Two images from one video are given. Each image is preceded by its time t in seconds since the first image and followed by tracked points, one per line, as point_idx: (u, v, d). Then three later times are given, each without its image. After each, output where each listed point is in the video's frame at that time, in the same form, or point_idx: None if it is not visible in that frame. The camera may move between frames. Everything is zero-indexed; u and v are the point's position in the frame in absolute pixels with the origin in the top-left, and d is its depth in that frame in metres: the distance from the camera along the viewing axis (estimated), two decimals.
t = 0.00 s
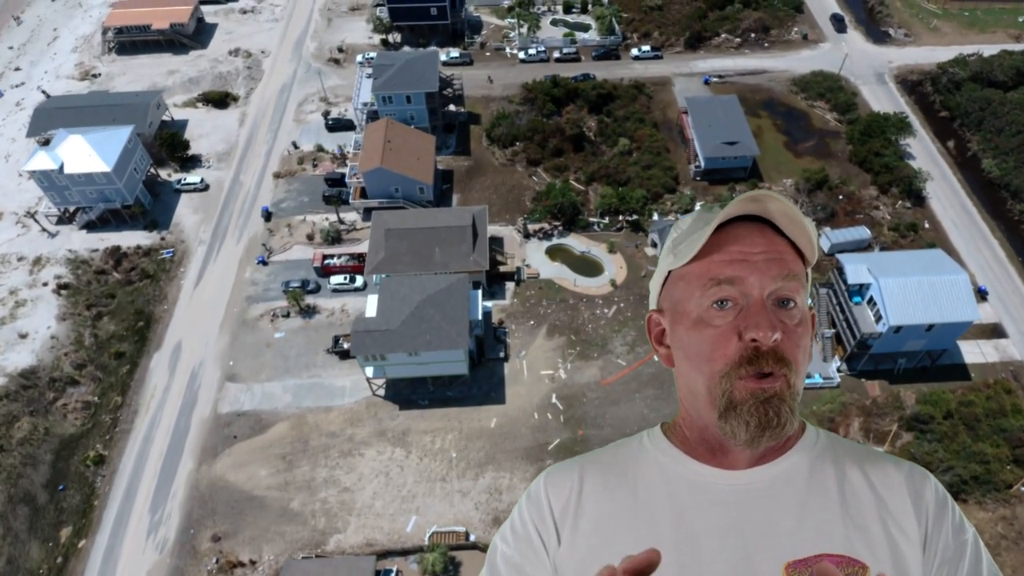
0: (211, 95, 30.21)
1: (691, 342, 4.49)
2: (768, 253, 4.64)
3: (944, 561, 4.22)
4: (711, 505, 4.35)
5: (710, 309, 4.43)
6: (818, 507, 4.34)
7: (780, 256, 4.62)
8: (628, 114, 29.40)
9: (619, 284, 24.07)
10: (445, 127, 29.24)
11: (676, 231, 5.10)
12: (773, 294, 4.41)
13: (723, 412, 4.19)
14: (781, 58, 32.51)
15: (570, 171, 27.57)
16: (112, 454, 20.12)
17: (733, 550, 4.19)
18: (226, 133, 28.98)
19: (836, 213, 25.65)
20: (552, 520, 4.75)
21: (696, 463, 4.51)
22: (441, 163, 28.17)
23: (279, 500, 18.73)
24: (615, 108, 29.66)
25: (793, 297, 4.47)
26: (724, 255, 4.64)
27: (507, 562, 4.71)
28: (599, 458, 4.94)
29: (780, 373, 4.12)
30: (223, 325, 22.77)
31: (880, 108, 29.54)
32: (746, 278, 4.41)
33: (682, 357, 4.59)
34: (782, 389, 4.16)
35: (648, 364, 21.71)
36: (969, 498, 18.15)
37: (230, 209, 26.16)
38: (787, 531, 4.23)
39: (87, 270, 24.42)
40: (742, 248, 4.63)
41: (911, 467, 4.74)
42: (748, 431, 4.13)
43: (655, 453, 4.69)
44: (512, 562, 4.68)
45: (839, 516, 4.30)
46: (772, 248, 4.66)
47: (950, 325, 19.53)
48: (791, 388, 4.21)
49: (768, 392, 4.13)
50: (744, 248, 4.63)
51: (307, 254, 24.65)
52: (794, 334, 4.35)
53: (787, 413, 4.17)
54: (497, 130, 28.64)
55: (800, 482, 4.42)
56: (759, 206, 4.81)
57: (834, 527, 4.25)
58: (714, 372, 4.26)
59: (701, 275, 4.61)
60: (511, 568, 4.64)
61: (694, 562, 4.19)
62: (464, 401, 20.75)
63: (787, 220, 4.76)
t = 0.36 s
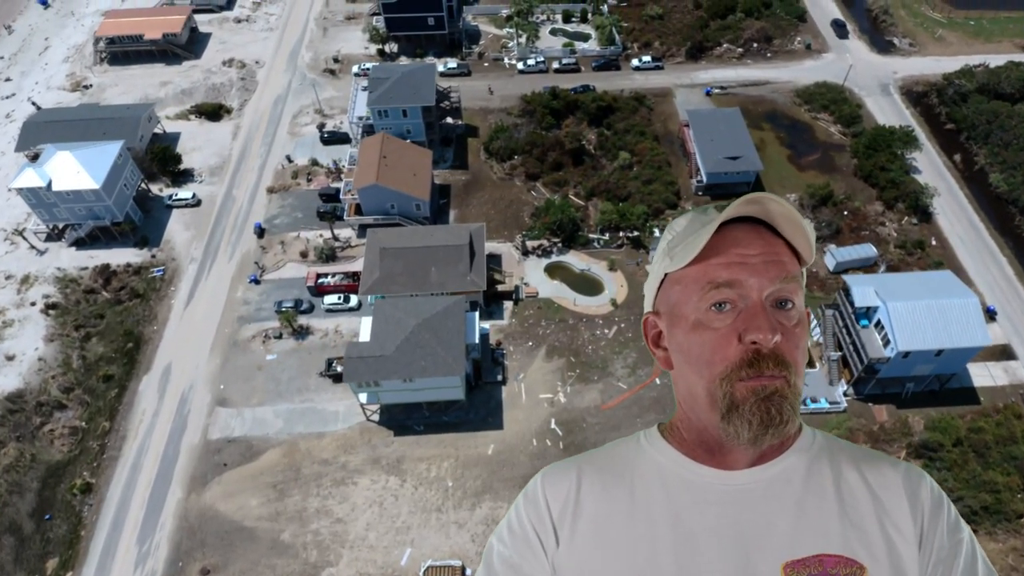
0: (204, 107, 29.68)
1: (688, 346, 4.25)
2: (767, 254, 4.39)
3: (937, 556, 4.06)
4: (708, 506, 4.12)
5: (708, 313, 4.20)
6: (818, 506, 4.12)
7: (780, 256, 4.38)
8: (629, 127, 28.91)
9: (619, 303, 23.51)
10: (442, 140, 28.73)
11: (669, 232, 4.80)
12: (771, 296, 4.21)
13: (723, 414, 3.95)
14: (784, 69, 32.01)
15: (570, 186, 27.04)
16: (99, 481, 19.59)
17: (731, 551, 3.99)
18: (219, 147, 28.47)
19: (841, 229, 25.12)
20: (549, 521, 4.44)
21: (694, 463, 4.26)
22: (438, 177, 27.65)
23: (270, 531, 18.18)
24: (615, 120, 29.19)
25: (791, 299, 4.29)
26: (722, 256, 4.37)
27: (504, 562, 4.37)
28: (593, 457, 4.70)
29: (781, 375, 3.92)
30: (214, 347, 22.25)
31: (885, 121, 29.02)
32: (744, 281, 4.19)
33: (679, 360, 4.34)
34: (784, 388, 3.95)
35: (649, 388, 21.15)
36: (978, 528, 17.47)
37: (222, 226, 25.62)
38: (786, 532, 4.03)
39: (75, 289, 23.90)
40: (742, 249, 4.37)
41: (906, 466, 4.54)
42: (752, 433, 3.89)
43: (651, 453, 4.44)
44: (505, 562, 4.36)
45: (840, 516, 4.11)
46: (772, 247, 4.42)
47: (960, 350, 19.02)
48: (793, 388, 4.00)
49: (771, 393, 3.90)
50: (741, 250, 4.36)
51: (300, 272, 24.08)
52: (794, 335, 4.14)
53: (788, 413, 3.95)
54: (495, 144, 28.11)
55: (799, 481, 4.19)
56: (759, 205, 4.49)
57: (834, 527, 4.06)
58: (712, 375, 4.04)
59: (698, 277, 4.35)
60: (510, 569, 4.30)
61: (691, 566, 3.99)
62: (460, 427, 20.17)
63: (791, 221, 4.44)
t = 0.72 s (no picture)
0: (197, 120, 29.15)
1: (677, 346, 4.44)
2: (755, 253, 4.56)
3: (927, 553, 4.28)
4: (703, 506, 4.33)
5: (696, 314, 4.39)
6: (811, 508, 4.32)
7: (767, 257, 4.55)
8: (629, 141, 28.41)
9: (620, 324, 22.88)
10: (439, 154, 28.17)
11: (661, 232, 4.99)
12: (758, 297, 4.37)
13: (710, 416, 4.14)
14: (787, 80, 31.47)
15: (569, 202, 26.50)
16: (86, 511, 19.05)
17: (728, 551, 4.19)
18: (211, 161, 27.92)
19: (846, 246, 24.56)
20: (552, 523, 4.64)
21: (688, 464, 4.46)
22: (435, 193, 27.10)
23: (260, 566, 17.61)
24: (616, 134, 28.67)
25: (780, 298, 4.42)
26: (710, 257, 4.56)
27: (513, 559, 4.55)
28: (592, 460, 4.91)
29: (766, 377, 4.09)
30: (204, 371, 21.69)
31: (890, 135, 28.47)
32: (730, 281, 4.38)
33: (670, 360, 4.53)
34: (770, 392, 4.11)
35: (651, 413, 20.58)
36: (991, 562, 16.97)
37: (214, 244, 25.05)
38: (778, 532, 4.22)
39: (64, 309, 23.36)
40: (729, 250, 4.56)
41: (895, 463, 4.77)
42: (735, 435, 4.08)
43: (647, 454, 4.65)
44: (508, 558, 4.56)
45: (831, 516, 4.30)
46: (762, 248, 4.60)
47: (970, 377, 18.51)
48: (778, 390, 4.17)
49: (753, 397, 4.08)
50: (728, 252, 4.55)
51: (293, 291, 23.49)
52: (780, 335, 4.30)
53: (774, 414, 4.12)
54: (493, 158, 27.56)
55: (792, 482, 4.40)
56: (746, 206, 4.69)
57: (826, 526, 4.25)
58: (700, 377, 4.22)
59: (687, 278, 4.55)
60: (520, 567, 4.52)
61: (690, 565, 4.18)
62: (457, 454, 19.57)
63: (776, 219, 4.62)
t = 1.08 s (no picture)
0: (190, 132, 28.68)
1: (671, 354, 4.08)
2: (753, 263, 4.11)
3: (926, 556, 4.00)
4: (701, 508, 3.97)
5: (691, 326, 4.02)
6: (811, 508, 3.99)
7: (766, 267, 4.10)
8: (630, 153, 27.97)
9: (620, 343, 22.38)
10: (436, 167, 27.71)
11: (657, 233, 4.53)
12: (757, 308, 3.99)
13: (705, 428, 3.81)
14: (790, 90, 31.04)
15: (569, 216, 26.05)
16: (75, 538, 18.57)
17: (729, 553, 3.85)
18: (205, 174, 27.46)
19: (851, 262, 24.09)
20: (551, 527, 4.18)
21: (684, 465, 4.10)
22: (432, 206, 26.63)
23: None
24: (616, 145, 28.25)
25: (780, 306, 4.04)
26: (708, 267, 4.12)
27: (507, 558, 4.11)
28: (586, 458, 4.49)
29: (763, 391, 3.79)
30: (195, 392, 21.23)
31: (895, 147, 28.03)
32: (727, 293, 3.97)
33: (663, 365, 4.18)
34: (766, 405, 3.80)
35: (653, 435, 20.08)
36: None
37: (206, 259, 24.58)
38: (780, 533, 3.88)
39: (53, 328, 22.89)
40: (726, 259, 4.13)
41: (887, 460, 4.46)
42: (730, 449, 3.80)
43: (643, 454, 4.25)
44: (504, 560, 4.10)
45: (835, 520, 3.98)
46: (759, 259, 4.13)
47: (980, 401, 18.07)
48: (776, 403, 3.85)
49: (751, 412, 3.76)
50: (725, 259, 4.13)
51: (287, 309, 22.99)
52: (778, 347, 3.96)
53: (771, 427, 3.82)
54: (491, 170, 27.09)
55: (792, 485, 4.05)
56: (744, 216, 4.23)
57: (830, 528, 3.93)
58: (693, 391, 3.90)
59: (681, 286, 4.14)
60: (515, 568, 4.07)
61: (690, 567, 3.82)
62: (453, 479, 19.05)
63: (769, 232, 4.21)
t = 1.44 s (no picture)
0: (183, 144, 28.18)
1: (671, 353, 4.29)
2: (751, 264, 4.30)
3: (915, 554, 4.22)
4: (700, 509, 4.15)
5: (691, 325, 4.21)
6: (805, 506, 4.21)
7: (763, 269, 4.29)
8: (631, 166, 27.46)
9: (621, 363, 21.80)
10: (433, 180, 27.21)
11: (655, 234, 4.72)
12: (755, 309, 4.18)
13: (705, 424, 4.01)
14: (793, 101, 30.52)
15: (569, 231, 25.54)
16: (61, 570, 18.02)
17: (728, 554, 4.02)
18: (197, 188, 26.96)
19: (857, 280, 23.60)
20: (552, 527, 4.34)
21: (683, 464, 4.29)
22: (429, 221, 26.12)
23: None
24: (616, 158, 27.75)
25: (776, 308, 4.23)
26: (707, 267, 4.30)
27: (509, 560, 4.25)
28: (586, 458, 4.65)
29: (762, 388, 3.98)
30: (186, 416, 20.73)
31: (901, 161, 27.54)
32: (726, 294, 4.16)
33: (663, 365, 4.38)
34: (764, 402, 4.00)
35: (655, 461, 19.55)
36: None
37: (198, 276, 24.09)
38: (776, 530, 4.10)
39: (41, 348, 22.39)
40: (726, 260, 4.32)
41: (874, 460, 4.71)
42: (732, 446, 3.96)
43: (641, 454, 4.44)
44: (505, 561, 4.24)
45: (827, 517, 4.19)
46: (756, 258, 4.32)
47: (991, 429, 17.57)
48: (773, 400, 4.04)
49: (749, 407, 3.95)
50: (725, 261, 4.31)
51: (280, 328, 22.46)
52: (773, 347, 4.17)
53: (769, 424, 4.01)
54: (489, 184, 26.58)
55: (787, 483, 4.27)
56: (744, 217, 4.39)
57: (823, 527, 4.15)
58: (693, 388, 4.10)
59: (682, 286, 4.34)
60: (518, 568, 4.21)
61: (692, 566, 3.98)
62: (450, 507, 18.50)
63: (767, 230, 4.38)
